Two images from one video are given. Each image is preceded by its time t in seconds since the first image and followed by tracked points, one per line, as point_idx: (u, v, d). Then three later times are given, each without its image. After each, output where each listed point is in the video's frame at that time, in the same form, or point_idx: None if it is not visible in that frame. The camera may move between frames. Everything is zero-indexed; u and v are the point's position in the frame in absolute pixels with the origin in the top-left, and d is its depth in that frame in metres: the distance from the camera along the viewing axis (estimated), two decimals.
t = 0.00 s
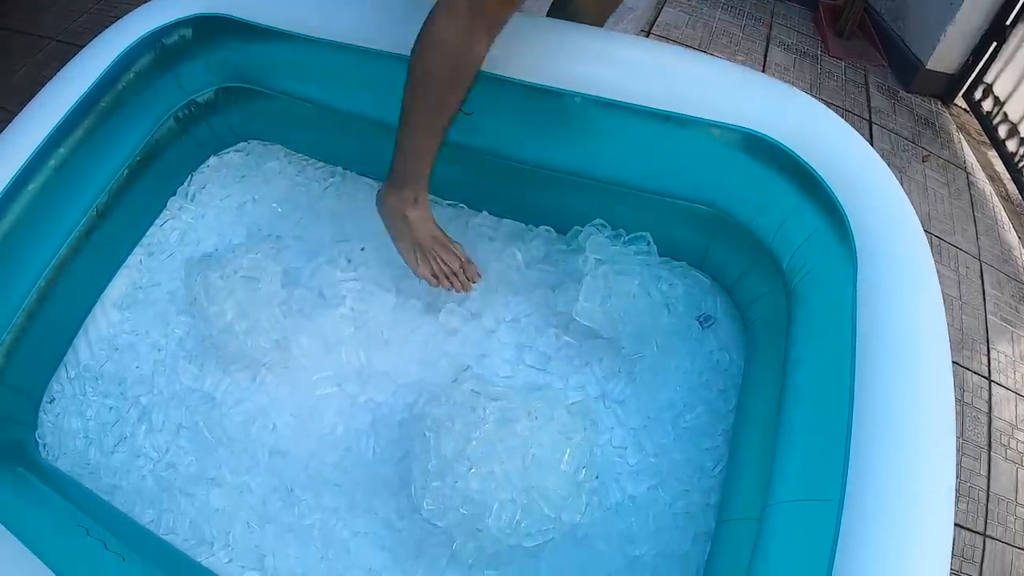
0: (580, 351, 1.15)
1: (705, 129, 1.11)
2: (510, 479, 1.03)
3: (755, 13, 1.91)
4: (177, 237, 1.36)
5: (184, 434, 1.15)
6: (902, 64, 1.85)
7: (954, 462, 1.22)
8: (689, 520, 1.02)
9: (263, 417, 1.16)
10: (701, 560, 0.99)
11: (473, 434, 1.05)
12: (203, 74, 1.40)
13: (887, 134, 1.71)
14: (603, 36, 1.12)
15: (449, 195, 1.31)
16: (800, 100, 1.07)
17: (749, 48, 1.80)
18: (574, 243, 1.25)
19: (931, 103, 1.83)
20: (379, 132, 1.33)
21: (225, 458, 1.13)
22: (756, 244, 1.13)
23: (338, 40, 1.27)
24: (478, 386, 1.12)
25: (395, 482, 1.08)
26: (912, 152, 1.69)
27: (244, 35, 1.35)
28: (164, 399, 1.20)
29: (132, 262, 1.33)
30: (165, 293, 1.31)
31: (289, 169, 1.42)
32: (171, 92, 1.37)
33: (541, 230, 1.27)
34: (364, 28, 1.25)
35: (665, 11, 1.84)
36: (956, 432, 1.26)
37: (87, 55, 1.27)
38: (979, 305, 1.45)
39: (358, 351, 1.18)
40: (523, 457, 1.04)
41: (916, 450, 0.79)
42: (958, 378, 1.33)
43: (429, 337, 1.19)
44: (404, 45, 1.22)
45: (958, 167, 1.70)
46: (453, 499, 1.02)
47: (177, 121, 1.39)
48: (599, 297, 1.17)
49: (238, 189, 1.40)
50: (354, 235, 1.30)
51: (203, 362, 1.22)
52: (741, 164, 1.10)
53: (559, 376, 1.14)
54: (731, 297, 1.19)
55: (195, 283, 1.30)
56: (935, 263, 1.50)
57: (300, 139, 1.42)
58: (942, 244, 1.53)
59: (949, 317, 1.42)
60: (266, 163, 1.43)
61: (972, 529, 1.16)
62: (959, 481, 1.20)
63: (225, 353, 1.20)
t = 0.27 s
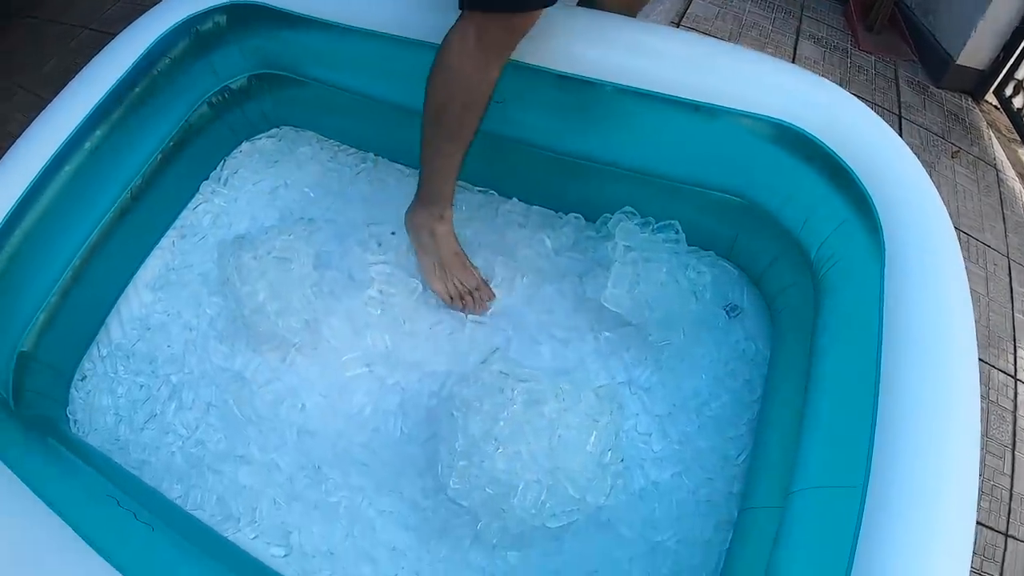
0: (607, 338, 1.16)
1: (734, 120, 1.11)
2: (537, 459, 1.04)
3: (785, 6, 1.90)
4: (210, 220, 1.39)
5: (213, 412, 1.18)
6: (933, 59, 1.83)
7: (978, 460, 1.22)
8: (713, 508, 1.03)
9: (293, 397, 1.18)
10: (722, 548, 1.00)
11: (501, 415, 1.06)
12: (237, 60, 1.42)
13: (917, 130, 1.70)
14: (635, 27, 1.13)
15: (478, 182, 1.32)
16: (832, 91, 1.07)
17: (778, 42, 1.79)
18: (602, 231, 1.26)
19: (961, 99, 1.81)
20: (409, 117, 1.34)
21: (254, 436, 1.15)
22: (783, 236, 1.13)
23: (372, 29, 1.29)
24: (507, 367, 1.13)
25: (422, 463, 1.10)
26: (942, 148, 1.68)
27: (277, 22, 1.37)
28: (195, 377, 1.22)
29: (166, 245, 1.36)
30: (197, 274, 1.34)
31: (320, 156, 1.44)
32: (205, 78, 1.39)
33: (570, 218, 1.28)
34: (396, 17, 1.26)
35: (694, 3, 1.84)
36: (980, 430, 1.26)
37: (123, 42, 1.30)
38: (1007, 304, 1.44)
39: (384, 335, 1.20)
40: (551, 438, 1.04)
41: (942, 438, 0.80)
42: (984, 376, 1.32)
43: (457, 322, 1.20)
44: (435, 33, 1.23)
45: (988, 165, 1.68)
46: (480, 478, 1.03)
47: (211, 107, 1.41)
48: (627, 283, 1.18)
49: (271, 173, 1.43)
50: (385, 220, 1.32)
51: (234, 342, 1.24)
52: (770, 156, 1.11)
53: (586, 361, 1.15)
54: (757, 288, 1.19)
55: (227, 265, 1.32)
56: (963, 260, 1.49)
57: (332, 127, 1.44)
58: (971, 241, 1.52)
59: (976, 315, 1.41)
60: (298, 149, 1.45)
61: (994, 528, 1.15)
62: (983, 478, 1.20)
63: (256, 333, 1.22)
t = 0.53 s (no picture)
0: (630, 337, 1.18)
1: (768, 129, 1.12)
2: (552, 446, 1.06)
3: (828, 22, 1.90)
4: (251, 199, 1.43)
5: (240, 382, 1.23)
6: (975, 82, 1.81)
7: (994, 487, 1.21)
8: (723, 511, 1.05)
9: (319, 373, 1.22)
10: (728, 551, 1.01)
11: (520, 401, 1.08)
12: (287, 46, 1.47)
13: (954, 153, 1.69)
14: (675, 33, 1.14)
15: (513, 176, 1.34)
16: (869, 106, 1.07)
17: (818, 57, 1.80)
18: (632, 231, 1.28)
19: (1002, 124, 1.80)
20: (447, 108, 1.37)
21: (278, 408, 1.19)
22: (810, 246, 1.15)
23: (420, 23, 1.32)
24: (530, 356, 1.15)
25: (441, 445, 1.13)
26: (978, 173, 1.67)
27: (328, 11, 1.41)
28: (225, 347, 1.27)
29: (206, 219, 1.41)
30: (235, 249, 1.38)
31: (360, 142, 1.47)
32: (255, 61, 1.44)
33: (602, 218, 1.30)
34: (444, 13, 1.29)
35: (738, 14, 1.86)
36: (999, 457, 1.25)
37: (178, 20, 1.35)
38: None
39: (412, 319, 1.23)
40: (566, 427, 1.07)
41: (953, 451, 0.81)
42: (1007, 404, 1.31)
43: (484, 311, 1.23)
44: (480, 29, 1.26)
45: None
46: (494, 462, 1.06)
47: (259, 89, 1.46)
48: (653, 283, 1.20)
49: (313, 157, 1.47)
50: (420, 207, 1.36)
51: (266, 316, 1.28)
52: (801, 166, 1.12)
53: (606, 357, 1.17)
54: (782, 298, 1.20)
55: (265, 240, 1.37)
56: (993, 287, 1.48)
57: (373, 115, 1.48)
58: (1002, 268, 1.51)
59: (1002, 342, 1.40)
60: (339, 135, 1.49)
61: (1004, 557, 1.15)
62: (997, 506, 1.19)
63: (287, 309, 1.26)
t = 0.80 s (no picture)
0: (678, 335, 1.18)
1: (837, 140, 1.10)
2: (593, 429, 1.06)
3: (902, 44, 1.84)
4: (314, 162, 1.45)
5: (286, 337, 1.26)
6: None
7: None
8: (755, 520, 1.04)
9: (366, 337, 1.23)
10: (757, 560, 1.00)
11: (565, 380, 1.09)
12: (365, 17, 1.48)
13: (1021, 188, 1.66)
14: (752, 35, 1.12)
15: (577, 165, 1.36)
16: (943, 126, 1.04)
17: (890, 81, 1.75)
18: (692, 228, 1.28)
19: None
20: (514, 91, 1.38)
21: (321, 366, 1.22)
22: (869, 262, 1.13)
23: (500, 4, 1.32)
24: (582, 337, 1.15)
25: (481, 419, 1.15)
26: None
27: None
28: (275, 303, 1.31)
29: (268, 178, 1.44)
30: (295, 209, 1.41)
31: (427, 117, 1.49)
32: (330, 28, 1.46)
33: (661, 213, 1.30)
34: None
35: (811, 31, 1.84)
36: None
37: None
38: None
39: (465, 292, 1.24)
40: (609, 412, 1.07)
41: (998, 488, 0.80)
42: None
43: (535, 292, 1.24)
44: (556, 14, 1.25)
45: None
46: (533, 440, 1.07)
47: (332, 56, 1.48)
48: (709, 282, 1.20)
49: (379, 127, 1.48)
50: (480, 185, 1.37)
51: (317, 278, 1.32)
52: (868, 181, 1.10)
53: (653, 351, 1.18)
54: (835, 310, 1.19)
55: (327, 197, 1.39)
56: None
57: (442, 91, 1.49)
58: None
59: None
60: (407, 108, 1.50)
61: None
62: None
63: (341, 271, 1.29)
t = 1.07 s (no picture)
0: (746, 339, 1.16)
1: (920, 150, 1.05)
2: (660, 426, 1.03)
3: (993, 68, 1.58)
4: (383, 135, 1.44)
5: (343, 307, 1.25)
6: None
7: None
8: (810, 537, 1.00)
9: (426, 313, 1.22)
10: None
11: (635, 372, 1.06)
12: None
13: None
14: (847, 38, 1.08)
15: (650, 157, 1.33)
16: None
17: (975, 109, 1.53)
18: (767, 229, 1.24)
19: None
20: (587, 77, 1.34)
21: (377, 339, 1.21)
22: (939, 281, 1.07)
23: None
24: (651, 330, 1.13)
25: (540, 406, 1.13)
26: None
27: None
28: (335, 273, 1.29)
29: (336, 147, 1.43)
30: (360, 180, 1.40)
31: (499, 98, 1.46)
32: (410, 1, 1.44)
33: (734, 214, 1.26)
34: None
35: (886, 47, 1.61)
36: None
37: None
38: None
39: (533, 276, 1.22)
40: (681, 408, 1.04)
41: None
42: None
43: (602, 283, 1.22)
44: None
45: None
46: (597, 432, 1.04)
47: (409, 30, 1.46)
48: (783, 287, 1.17)
49: (452, 105, 1.47)
50: (553, 169, 1.35)
51: (380, 250, 1.30)
52: (948, 196, 1.04)
53: (722, 355, 1.15)
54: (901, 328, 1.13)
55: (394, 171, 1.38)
56: None
57: (517, 73, 1.45)
58: None
59: None
60: (479, 88, 1.48)
61: None
62: None
63: (405, 245, 1.28)
